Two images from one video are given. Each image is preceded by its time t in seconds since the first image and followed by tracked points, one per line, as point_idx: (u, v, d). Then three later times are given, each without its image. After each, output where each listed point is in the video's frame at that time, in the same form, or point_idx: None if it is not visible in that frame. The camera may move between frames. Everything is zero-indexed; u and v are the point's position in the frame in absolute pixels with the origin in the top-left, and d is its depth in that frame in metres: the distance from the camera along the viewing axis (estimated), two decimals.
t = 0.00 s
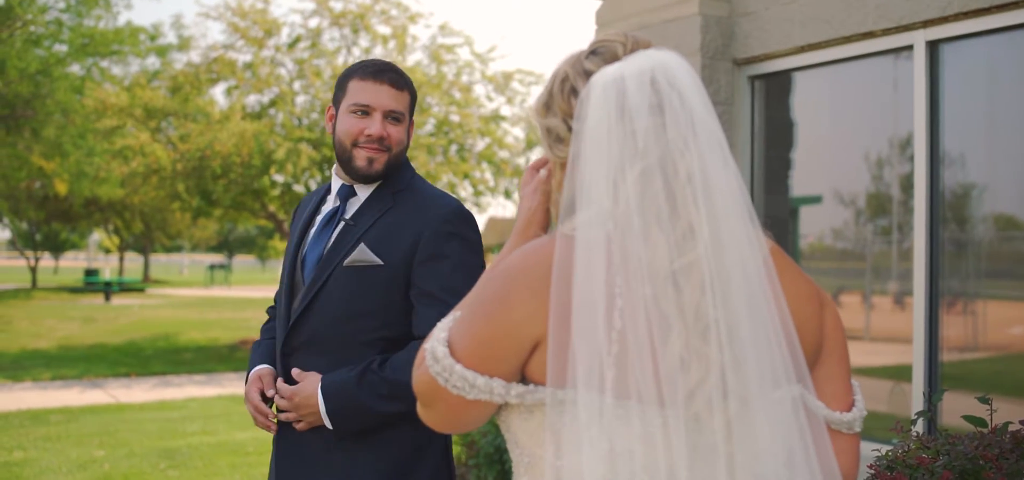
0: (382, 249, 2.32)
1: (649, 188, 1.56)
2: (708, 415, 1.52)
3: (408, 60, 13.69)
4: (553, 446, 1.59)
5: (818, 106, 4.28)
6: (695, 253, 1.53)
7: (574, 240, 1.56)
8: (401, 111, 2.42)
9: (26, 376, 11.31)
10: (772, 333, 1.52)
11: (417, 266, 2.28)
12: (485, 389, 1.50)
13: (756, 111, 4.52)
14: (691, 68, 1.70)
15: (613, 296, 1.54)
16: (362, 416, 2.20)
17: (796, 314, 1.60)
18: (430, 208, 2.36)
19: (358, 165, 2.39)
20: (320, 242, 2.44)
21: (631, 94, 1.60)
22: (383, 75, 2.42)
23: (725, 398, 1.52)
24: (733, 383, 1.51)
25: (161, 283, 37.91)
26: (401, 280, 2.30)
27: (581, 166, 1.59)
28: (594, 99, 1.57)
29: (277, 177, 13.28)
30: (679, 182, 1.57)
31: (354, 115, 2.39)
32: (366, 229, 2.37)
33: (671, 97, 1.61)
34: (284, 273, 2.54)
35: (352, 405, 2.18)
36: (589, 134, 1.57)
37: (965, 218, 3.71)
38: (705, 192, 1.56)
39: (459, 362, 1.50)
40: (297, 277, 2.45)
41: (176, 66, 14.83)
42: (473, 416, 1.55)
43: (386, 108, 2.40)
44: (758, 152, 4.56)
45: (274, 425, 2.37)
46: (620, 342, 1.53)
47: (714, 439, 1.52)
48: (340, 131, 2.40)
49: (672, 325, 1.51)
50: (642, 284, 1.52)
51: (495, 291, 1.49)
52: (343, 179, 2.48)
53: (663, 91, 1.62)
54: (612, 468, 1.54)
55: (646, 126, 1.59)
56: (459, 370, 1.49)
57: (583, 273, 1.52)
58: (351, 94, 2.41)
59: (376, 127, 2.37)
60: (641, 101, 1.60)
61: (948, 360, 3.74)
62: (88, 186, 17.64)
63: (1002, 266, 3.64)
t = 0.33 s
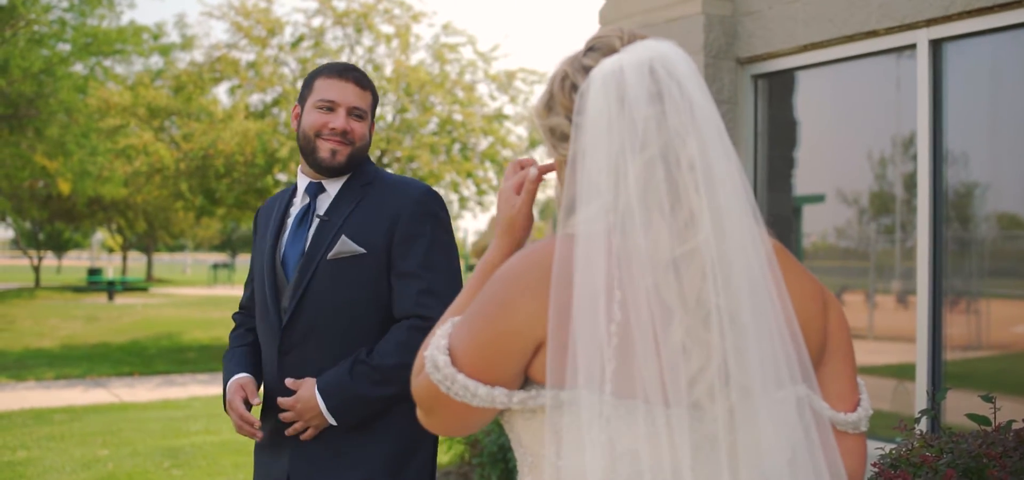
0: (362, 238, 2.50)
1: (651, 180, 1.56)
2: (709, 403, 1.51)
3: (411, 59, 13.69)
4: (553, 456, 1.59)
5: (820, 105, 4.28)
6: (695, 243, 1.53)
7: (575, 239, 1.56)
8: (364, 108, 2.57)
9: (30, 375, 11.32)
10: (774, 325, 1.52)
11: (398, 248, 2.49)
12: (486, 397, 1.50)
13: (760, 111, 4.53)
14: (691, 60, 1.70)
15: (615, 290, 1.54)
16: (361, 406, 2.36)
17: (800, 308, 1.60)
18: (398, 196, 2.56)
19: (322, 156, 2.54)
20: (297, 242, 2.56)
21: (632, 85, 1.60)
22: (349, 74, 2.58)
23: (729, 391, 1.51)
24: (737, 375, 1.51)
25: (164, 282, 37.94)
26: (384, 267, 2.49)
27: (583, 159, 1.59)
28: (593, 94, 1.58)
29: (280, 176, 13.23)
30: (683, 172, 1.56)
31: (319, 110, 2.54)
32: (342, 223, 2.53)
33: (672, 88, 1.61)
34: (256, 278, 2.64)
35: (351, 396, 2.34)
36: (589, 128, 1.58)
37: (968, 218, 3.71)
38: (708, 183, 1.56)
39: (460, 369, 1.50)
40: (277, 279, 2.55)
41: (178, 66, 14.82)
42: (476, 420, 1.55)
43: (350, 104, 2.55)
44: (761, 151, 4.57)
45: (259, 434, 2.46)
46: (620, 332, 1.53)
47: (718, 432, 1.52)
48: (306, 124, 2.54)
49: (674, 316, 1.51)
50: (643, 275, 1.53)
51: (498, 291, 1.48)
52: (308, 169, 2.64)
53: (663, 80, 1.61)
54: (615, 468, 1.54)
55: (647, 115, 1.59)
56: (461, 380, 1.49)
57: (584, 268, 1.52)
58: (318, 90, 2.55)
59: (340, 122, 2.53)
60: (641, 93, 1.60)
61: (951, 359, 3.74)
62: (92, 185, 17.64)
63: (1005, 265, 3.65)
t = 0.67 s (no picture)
0: (370, 233, 2.52)
1: (664, 176, 1.57)
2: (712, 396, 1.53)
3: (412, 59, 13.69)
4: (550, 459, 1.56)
5: (823, 106, 4.28)
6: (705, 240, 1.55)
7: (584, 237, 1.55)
8: (342, 113, 2.57)
9: (32, 376, 11.34)
10: (779, 322, 1.55)
11: (406, 238, 2.53)
12: (490, 431, 1.49)
13: (762, 111, 4.52)
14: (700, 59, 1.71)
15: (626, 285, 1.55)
16: (395, 397, 2.40)
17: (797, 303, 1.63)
18: (391, 188, 2.60)
19: (303, 157, 2.52)
20: (299, 245, 2.52)
21: (652, 80, 1.60)
22: (328, 79, 2.58)
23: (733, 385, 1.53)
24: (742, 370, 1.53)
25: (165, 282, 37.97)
26: (394, 258, 2.52)
27: (598, 151, 1.57)
28: (614, 84, 1.55)
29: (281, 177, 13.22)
30: (693, 172, 1.58)
31: (299, 112, 2.53)
32: (347, 222, 2.52)
33: (692, 86, 1.61)
34: (249, 285, 2.53)
35: (386, 387, 2.37)
36: (609, 120, 1.55)
37: (969, 217, 3.70)
38: (719, 182, 1.58)
39: (453, 406, 1.48)
40: (286, 283, 2.49)
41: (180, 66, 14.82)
42: (472, 462, 1.53)
43: (330, 108, 2.55)
44: (764, 150, 4.57)
45: None
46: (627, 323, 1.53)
47: (721, 424, 1.53)
48: (286, 126, 2.53)
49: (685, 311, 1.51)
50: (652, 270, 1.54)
51: (483, 309, 1.46)
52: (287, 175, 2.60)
53: (683, 78, 1.62)
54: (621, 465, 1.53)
55: (671, 117, 1.59)
56: (460, 420, 1.48)
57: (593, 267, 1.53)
58: (297, 94, 2.55)
59: (320, 124, 2.52)
60: (662, 89, 1.60)
61: (953, 359, 3.74)
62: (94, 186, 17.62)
63: (1006, 265, 3.65)
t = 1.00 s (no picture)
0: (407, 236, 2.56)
1: (670, 170, 1.58)
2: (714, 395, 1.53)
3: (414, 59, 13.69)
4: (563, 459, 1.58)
5: (826, 107, 4.28)
6: (710, 234, 1.56)
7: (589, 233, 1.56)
8: (372, 120, 2.55)
9: (33, 376, 11.35)
10: (783, 318, 1.56)
11: (440, 245, 2.59)
12: (498, 431, 1.51)
13: (764, 110, 4.52)
14: (706, 55, 1.72)
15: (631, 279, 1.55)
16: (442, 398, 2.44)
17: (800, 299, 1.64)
18: (424, 193, 2.65)
19: (333, 164, 2.50)
20: (330, 242, 2.53)
21: (659, 75, 1.61)
22: (360, 84, 2.55)
23: (737, 381, 1.54)
24: (745, 364, 1.54)
25: (166, 282, 38.00)
26: (428, 261, 2.57)
27: (606, 147, 1.56)
28: (621, 78, 1.56)
29: (283, 177, 13.24)
30: (701, 167, 1.58)
31: (330, 118, 2.50)
32: (383, 223, 2.56)
33: (698, 84, 1.62)
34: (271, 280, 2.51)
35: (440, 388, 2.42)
36: (617, 115, 1.55)
37: (970, 217, 3.70)
38: (725, 177, 1.59)
39: (459, 408, 1.51)
40: (317, 279, 2.48)
41: (181, 66, 14.82)
42: (478, 469, 1.55)
43: (361, 115, 2.52)
44: (767, 150, 4.58)
45: None
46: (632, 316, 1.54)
47: (724, 416, 1.54)
48: (315, 131, 2.51)
49: (689, 305, 1.52)
50: (659, 269, 1.54)
51: (490, 308, 1.47)
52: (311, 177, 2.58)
53: (690, 76, 1.63)
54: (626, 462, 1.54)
55: (676, 111, 1.59)
56: (467, 420, 1.50)
57: (599, 264, 1.53)
58: (328, 99, 2.52)
59: (352, 133, 2.50)
60: (669, 84, 1.61)
61: (955, 360, 3.74)
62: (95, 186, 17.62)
63: (1008, 265, 3.65)
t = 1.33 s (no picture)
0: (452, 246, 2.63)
1: (670, 171, 1.58)
2: (715, 393, 1.54)
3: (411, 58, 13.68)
4: (569, 458, 1.54)
5: (824, 106, 4.28)
6: (710, 233, 1.56)
7: (591, 233, 1.56)
8: (441, 138, 2.56)
9: (30, 375, 11.33)
10: (781, 319, 1.57)
11: (484, 256, 2.65)
12: (508, 433, 1.50)
13: (762, 109, 4.50)
14: (707, 55, 1.72)
15: (632, 278, 1.56)
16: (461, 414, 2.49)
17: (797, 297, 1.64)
18: (475, 206, 2.72)
19: (393, 177, 2.55)
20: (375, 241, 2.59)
21: (657, 75, 1.62)
22: (436, 102, 2.54)
23: (739, 380, 1.54)
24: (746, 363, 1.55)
25: (163, 282, 37.96)
26: (468, 272, 2.63)
27: (605, 148, 1.56)
28: (622, 78, 1.56)
29: (280, 175, 13.26)
30: (700, 168, 1.58)
31: (400, 132, 2.52)
32: (433, 229, 2.62)
33: (696, 84, 1.62)
34: (313, 269, 2.56)
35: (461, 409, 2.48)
36: (618, 116, 1.56)
37: (966, 217, 3.71)
38: (724, 177, 1.59)
39: (467, 411, 1.50)
40: (359, 275, 2.55)
41: (178, 65, 14.82)
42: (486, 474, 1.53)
43: (431, 135, 2.53)
44: (764, 148, 4.57)
45: None
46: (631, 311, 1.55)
47: (727, 416, 1.54)
48: (383, 139, 2.53)
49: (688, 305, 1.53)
50: (658, 269, 1.55)
51: (497, 307, 1.48)
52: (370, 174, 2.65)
53: (689, 75, 1.63)
54: (633, 461, 1.55)
55: (675, 111, 1.60)
56: (477, 422, 1.49)
57: (601, 264, 1.54)
58: (403, 111, 2.52)
59: (418, 152, 2.52)
60: (667, 84, 1.61)
61: (952, 358, 3.73)
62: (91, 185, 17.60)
63: (1005, 264, 3.66)
